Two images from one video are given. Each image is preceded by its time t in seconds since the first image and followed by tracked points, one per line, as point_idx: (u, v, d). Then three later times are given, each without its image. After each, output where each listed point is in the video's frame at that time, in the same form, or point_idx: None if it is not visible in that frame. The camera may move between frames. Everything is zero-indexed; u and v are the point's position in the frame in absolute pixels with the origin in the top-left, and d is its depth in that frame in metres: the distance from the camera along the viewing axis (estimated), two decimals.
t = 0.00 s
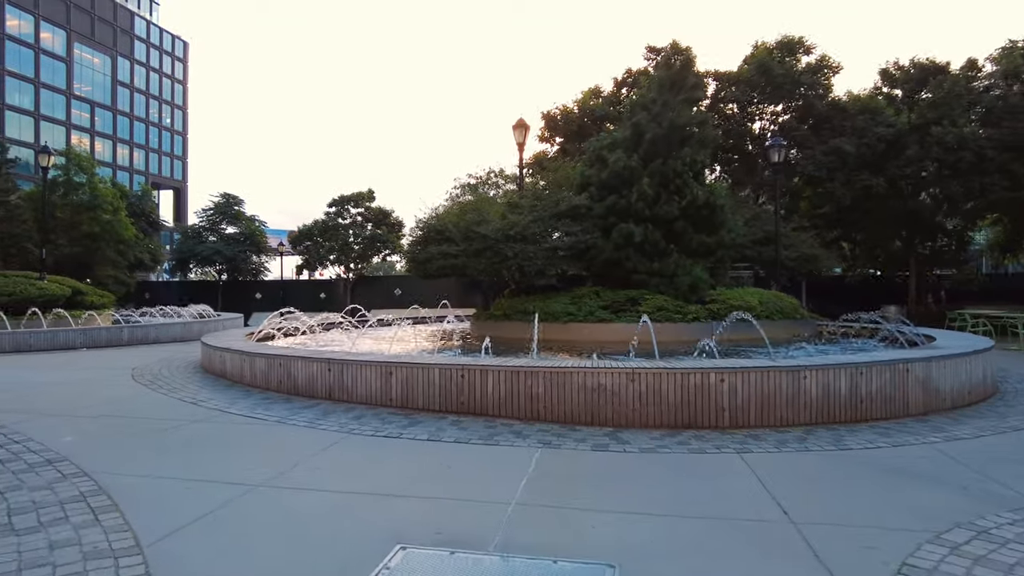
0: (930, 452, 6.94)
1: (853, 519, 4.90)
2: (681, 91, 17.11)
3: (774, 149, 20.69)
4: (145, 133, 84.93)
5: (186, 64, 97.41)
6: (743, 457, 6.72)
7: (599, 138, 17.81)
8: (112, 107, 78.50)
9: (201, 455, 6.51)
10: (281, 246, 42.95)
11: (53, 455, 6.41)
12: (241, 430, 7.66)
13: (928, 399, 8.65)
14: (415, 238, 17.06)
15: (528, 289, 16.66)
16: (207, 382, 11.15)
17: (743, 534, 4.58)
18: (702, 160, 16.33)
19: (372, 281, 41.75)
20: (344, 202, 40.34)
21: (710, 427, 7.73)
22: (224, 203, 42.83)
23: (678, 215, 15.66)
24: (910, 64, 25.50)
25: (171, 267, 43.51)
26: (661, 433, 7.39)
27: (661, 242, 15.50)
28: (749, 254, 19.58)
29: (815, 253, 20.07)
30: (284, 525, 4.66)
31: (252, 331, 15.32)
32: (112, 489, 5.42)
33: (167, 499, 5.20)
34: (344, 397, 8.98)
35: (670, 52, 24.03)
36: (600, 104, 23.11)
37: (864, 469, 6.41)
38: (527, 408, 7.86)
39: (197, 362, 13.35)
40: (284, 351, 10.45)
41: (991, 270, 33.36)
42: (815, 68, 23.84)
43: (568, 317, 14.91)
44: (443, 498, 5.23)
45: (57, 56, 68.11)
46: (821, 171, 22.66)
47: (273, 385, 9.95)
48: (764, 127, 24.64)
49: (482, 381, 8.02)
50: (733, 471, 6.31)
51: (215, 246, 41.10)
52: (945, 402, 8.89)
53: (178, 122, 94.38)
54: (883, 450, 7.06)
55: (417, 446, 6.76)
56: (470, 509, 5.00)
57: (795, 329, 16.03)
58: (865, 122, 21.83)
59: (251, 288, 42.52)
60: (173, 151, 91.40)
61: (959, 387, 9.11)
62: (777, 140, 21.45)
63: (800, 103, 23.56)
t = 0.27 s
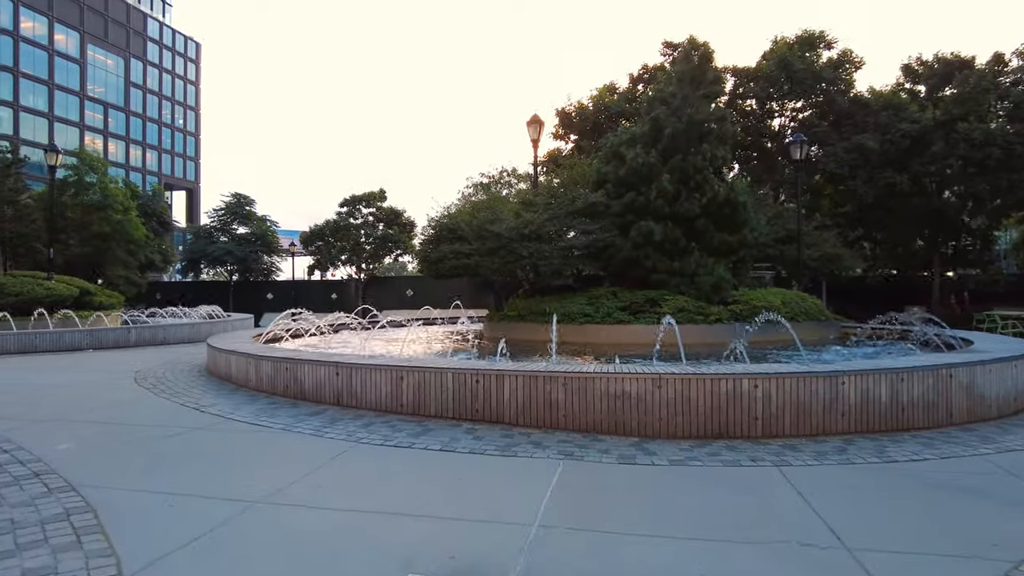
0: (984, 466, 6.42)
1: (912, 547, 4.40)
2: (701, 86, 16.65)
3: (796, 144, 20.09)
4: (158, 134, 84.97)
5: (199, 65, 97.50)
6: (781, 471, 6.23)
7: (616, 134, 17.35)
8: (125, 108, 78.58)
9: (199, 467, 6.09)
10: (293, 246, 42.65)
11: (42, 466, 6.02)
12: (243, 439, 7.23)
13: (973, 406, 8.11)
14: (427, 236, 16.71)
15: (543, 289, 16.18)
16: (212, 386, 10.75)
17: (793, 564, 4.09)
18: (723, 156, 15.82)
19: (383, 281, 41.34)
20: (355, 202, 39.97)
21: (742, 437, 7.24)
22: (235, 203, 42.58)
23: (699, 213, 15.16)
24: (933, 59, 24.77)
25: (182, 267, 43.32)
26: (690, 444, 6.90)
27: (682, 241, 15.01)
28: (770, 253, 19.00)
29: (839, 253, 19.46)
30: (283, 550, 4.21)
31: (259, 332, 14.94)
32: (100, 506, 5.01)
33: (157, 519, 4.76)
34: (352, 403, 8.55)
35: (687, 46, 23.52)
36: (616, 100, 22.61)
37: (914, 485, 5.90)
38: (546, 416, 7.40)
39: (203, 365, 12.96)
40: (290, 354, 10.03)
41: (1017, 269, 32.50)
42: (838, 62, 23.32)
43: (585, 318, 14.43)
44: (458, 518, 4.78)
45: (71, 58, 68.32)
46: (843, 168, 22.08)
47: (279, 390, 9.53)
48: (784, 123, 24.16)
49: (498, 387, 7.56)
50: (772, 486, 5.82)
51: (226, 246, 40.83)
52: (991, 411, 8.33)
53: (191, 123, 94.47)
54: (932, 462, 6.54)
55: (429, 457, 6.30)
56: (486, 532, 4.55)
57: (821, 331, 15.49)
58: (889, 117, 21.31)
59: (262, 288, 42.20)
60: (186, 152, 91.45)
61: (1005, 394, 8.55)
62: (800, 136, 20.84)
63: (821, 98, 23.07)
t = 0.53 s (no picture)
0: None
1: None
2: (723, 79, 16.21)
3: (819, 140, 19.52)
4: (171, 135, 85.04)
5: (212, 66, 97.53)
6: (826, 486, 5.76)
7: (634, 130, 16.91)
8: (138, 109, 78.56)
9: (201, 481, 5.69)
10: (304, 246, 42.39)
11: (34, 480, 5.65)
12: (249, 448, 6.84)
13: None
14: (441, 236, 16.31)
15: (560, 290, 15.74)
16: (219, 391, 10.37)
17: None
18: (746, 151, 15.34)
19: (395, 282, 40.92)
20: (367, 202, 39.65)
21: (781, 448, 6.77)
22: (247, 203, 42.33)
23: (722, 211, 14.69)
24: (959, 53, 24.09)
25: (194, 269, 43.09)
26: (725, 458, 6.44)
27: (704, 240, 14.55)
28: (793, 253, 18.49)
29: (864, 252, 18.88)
30: None
31: (269, 334, 14.58)
32: (92, 527, 4.62)
33: (152, 542, 4.34)
34: (365, 411, 8.13)
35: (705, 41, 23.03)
36: (633, 96, 22.13)
37: (974, 503, 5.41)
38: (570, 425, 6.95)
39: (211, 368, 12.59)
40: (300, 358, 9.64)
41: None
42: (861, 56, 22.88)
43: (603, 320, 13.98)
44: (480, 543, 4.35)
45: (86, 59, 68.58)
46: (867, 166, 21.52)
47: (288, 395, 9.14)
48: (805, 119, 23.69)
49: (520, 394, 7.12)
50: (819, 505, 5.35)
51: (238, 246, 40.62)
52: None
53: (204, 123, 94.53)
54: (990, 477, 6.03)
55: (446, 470, 5.87)
56: (512, 559, 4.12)
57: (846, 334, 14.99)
58: (914, 113, 20.86)
59: (273, 288, 42.36)
60: (199, 153, 91.56)
61: None
62: (825, 130, 20.21)
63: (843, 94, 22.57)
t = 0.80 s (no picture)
0: None
1: None
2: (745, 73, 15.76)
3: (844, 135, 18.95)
4: (185, 136, 85.14)
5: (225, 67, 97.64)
6: (878, 504, 5.32)
7: (654, 126, 16.47)
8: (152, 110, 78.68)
9: (204, 497, 5.31)
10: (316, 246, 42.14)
11: (27, 493, 5.29)
12: (256, 458, 6.46)
13: None
14: (455, 235, 15.93)
15: (577, 290, 15.32)
16: (227, 395, 10.03)
17: None
18: (770, 147, 14.89)
19: (406, 281, 40.47)
20: (379, 201, 39.34)
21: (823, 460, 6.33)
22: (259, 203, 42.14)
23: (746, 208, 14.25)
24: (986, 46, 23.46)
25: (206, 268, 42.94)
26: (765, 471, 6.01)
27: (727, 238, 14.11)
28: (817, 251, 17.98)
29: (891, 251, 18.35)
30: None
31: (280, 335, 14.22)
32: (82, 549, 4.24)
33: (147, 567, 3.96)
34: (378, 418, 7.74)
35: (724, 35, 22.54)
36: (651, 91, 21.65)
37: None
38: (595, 435, 6.54)
39: (220, 371, 12.25)
40: (311, 361, 9.27)
41: None
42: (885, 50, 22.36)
43: (624, 321, 13.54)
44: (507, 572, 3.94)
45: (100, 60, 68.81)
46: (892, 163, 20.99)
47: (298, 400, 8.77)
48: (827, 115, 23.18)
49: (544, 402, 6.71)
50: (873, 525, 4.90)
51: (250, 246, 40.42)
52: None
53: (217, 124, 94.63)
54: None
55: (466, 485, 5.47)
56: None
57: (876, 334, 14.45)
58: (941, 108, 20.41)
59: (286, 288, 41.97)
60: (213, 153, 91.66)
61: None
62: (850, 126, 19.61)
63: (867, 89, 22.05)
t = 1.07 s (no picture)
0: None
1: None
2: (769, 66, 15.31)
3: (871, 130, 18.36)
4: (199, 137, 85.31)
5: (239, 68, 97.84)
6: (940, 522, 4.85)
7: (675, 121, 16.04)
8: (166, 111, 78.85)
9: (207, 510, 4.93)
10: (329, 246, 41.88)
11: (18, 505, 4.92)
12: (264, 467, 6.07)
13: None
14: (471, 233, 15.57)
15: (596, 290, 14.91)
16: (237, 398, 9.67)
17: None
18: (797, 142, 14.41)
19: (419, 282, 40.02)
20: (392, 201, 39.03)
21: (872, 472, 5.86)
22: (272, 203, 41.97)
23: (772, 205, 13.78)
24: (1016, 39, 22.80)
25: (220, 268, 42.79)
26: (811, 483, 5.55)
27: (752, 236, 13.65)
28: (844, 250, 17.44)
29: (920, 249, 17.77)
30: None
31: (292, 336, 13.88)
32: (69, 570, 3.86)
33: None
34: (393, 423, 7.35)
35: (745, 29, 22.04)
36: (670, 87, 21.20)
37: None
38: (626, 444, 6.11)
39: (230, 373, 11.91)
40: (323, 363, 8.89)
41: None
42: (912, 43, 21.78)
43: (645, 322, 13.10)
44: None
45: (115, 62, 69.07)
46: (919, 159, 20.39)
47: (310, 404, 8.39)
48: (851, 110, 22.63)
49: (570, 408, 6.28)
50: (939, 546, 4.43)
51: (263, 246, 40.26)
52: None
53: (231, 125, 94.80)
54: None
55: (489, 498, 5.06)
56: None
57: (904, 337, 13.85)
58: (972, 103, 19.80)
59: (298, 288, 41.38)
60: (227, 154, 91.80)
61: None
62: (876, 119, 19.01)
63: (893, 83, 21.47)
